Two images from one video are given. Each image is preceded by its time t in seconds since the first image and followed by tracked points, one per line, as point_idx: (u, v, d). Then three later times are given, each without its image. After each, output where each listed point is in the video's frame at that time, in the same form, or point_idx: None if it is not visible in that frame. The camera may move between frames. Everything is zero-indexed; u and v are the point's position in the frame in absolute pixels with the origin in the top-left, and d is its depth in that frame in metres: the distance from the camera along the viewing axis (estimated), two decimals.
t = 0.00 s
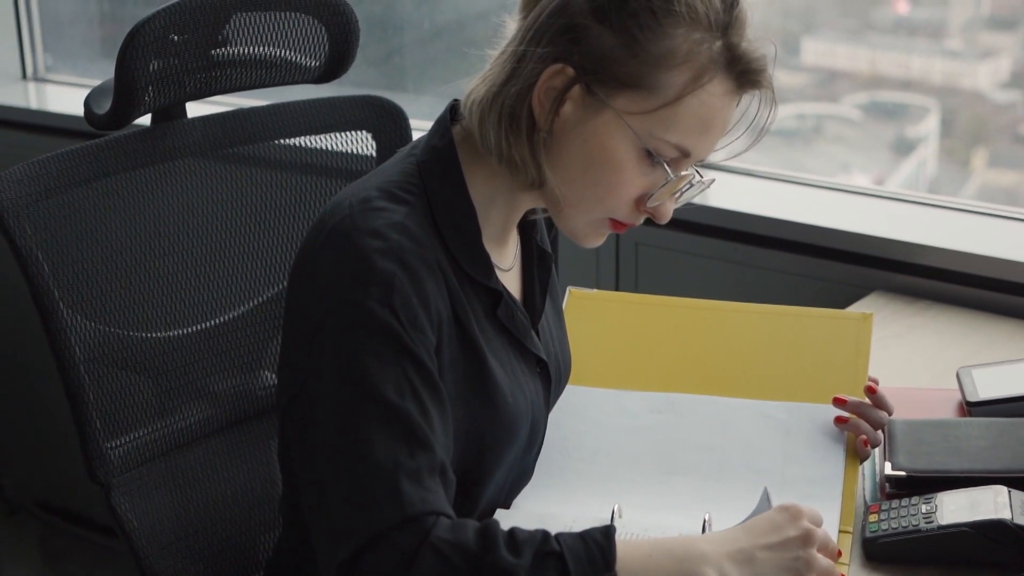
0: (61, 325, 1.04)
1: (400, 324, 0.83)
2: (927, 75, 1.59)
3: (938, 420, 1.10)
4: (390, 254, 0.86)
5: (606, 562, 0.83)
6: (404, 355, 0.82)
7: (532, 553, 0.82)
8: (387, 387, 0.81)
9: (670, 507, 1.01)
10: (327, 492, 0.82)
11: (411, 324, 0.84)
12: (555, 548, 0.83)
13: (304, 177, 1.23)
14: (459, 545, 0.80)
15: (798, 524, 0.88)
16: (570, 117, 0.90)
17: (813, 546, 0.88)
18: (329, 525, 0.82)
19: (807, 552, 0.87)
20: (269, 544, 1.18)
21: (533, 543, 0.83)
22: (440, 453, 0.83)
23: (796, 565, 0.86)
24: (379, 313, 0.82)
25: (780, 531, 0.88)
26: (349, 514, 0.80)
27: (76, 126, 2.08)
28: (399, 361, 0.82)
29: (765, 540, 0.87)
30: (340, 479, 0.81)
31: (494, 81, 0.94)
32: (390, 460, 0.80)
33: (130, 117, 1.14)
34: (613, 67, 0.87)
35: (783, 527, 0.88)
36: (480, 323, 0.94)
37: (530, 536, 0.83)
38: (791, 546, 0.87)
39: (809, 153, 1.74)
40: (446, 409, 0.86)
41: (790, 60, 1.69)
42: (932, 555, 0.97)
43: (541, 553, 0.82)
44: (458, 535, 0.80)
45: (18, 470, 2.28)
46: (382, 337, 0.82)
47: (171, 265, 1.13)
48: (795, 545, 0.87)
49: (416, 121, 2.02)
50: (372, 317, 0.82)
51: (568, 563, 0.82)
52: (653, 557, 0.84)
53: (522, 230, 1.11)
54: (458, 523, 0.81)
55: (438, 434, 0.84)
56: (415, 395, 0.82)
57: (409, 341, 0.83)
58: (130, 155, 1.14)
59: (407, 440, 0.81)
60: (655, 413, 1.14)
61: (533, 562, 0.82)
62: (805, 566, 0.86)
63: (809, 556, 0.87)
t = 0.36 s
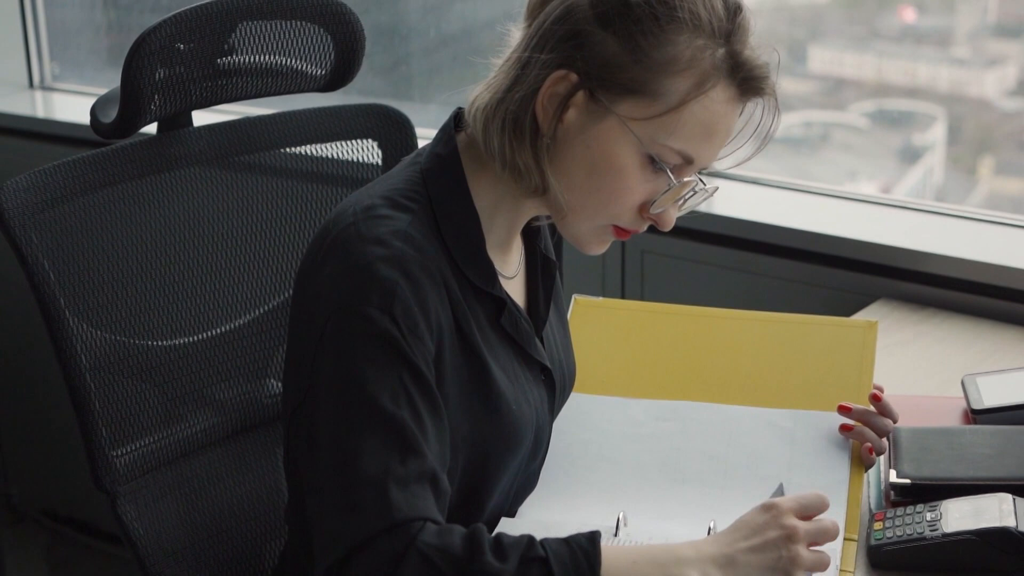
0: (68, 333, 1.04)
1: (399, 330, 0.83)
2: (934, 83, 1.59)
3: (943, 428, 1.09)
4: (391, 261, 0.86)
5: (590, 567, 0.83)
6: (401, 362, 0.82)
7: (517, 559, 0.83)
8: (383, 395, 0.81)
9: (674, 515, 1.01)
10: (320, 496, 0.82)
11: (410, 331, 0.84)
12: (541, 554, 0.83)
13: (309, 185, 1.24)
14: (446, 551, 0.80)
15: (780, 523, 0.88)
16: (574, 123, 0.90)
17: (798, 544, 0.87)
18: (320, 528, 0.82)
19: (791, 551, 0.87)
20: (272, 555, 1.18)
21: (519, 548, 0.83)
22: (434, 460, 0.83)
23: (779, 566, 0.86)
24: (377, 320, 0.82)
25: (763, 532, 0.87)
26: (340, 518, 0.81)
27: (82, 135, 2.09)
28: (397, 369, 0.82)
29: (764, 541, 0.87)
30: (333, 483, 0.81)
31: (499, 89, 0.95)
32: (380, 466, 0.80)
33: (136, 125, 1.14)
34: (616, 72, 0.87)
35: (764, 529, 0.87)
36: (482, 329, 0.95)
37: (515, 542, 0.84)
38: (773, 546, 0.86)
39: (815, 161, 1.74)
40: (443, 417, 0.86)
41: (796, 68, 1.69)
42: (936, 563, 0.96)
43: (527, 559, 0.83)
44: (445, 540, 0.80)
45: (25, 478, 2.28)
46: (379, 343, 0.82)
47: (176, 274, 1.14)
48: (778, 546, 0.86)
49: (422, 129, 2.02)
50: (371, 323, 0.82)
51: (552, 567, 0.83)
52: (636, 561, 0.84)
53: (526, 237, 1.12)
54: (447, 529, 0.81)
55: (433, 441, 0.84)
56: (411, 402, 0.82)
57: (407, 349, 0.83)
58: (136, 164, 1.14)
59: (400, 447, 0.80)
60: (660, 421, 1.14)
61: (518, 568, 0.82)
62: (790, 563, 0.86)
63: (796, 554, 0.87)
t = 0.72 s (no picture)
0: (59, 340, 1.04)
1: (381, 337, 0.83)
2: (928, 91, 1.59)
3: (934, 435, 1.10)
4: (378, 268, 0.87)
5: (557, 567, 0.82)
6: (383, 371, 0.82)
7: (481, 561, 0.82)
8: (360, 402, 0.81)
9: (666, 521, 1.01)
10: (299, 500, 0.83)
11: (393, 339, 0.84)
12: (507, 556, 0.82)
13: (301, 193, 1.24)
14: (414, 555, 0.79)
15: (761, 532, 0.88)
16: (564, 131, 0.90)
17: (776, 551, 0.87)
18: (298, 532, 0.83)
19: (772, 557, 0.86)
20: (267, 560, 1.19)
21: (484, 550, 0.83)
22: (412, 468, 0.83)
23: (757, 570, 0.86)
24: (359, 326, 0.83)
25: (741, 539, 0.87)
26: (314, 522, 0.81)
27: (75, 142, 2.09)
28: (378, 377, 0.82)
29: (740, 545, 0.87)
30: (310, 488, 0.82)
31: (492, 96, 0.95)
32: (352, 472, 0.80)
33: (129, 132, 1.14)
34: (605, 80, 0.87)
35: (744, 535, 0.88)
36: (473, 336, 0.95)
37: (482, 545, 0.83)
38: (754, 552, 0.86)
39: (809, 169, 1.75)
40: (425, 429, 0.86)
41: (791, 75, 1.70)
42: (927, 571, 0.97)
43: (492, 560, 0.82)
44: (412, 544, 0.80)
45: (17, 486, 2.28)
46: (360, 350, 0.82)
47: (170, 282, 1.14)
48: (757, 552, 0.87)
49: (416, 136, 2.02)
50: (354, 330, 0.83)
51: (517, 568, 0.82)
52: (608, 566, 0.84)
53: (518, 245, 1.12)
54: (417, 533, 0.81)
55: (411, 449, 0.84)
56: (390, 409, 0.82)
57: (389, 356, 0.83)
58: (130, 172, 1.14)
59: (373, 452, 0.81)
60: (652, 428, 1.15)
61: (483, 570, 0.82)
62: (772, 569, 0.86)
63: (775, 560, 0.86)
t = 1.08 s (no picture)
0: (52, 341, 1.04)
1: (359, 340, 0.83)
2: (922, 93, 1.59)
3: (927, 436, 1.10)
4: (368, 271, 0.87)
5: (472, 560, 0.84)
6: (350, 371, 0.82)
7: (400, 553, 0.82)
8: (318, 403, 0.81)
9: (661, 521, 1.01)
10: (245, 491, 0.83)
11: (372, 346, 0.84)
12: (421, 550, 0.83)
13: (294, 195, 1.24)
14: (336, 548, 0.78)
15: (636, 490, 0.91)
16: (562, 133, 0.90)
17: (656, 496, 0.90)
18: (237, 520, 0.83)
19: (652, 502, 0.89)
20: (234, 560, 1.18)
21: (401, 544, 0.83)
22: (361, 474, 0.82)
23: (648, 519, 0.88)
24: (338, 327, 0.82)
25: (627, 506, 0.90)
26: (252, 512, 0.81)
27: (70, 144, 2.08)
28: (345, 378, 0.82)
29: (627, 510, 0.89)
30: (254, 479, 0.82)
31: (493, 97, 0.95)
32: (293, 467, 0.80)
33: (124, 133, 1.14)
34: (604, 83, 0.87)
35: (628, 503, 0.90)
36: (469, 338, 0.95)
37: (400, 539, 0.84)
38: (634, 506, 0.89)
39: (803, 171, 1.75)
40: (387, 442, 0.85)
41: (785, 77, 1.70)
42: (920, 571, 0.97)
43: (408, 553, 0.83)
44: (337, 536, 0.79)
45: (12, 489, 2.27)
46: (336, 351, 0.82)
47: (164, 283, 1.14)
48: (640, 508, 0.89)
49: (411, 138, 2.02)
50: (331, 329, 0.82)
51: (433, 563, 0.83)
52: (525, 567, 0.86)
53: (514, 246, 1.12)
54: (344, 527, 0.80)
55: (363, 456, 0.83)
56: (350, 412, 0.82)
57: (361, 360, 0.82)
58: (124, 172, 1.14)
59: (318, 449, 0.81)
60: (647, 429, 1.15)
61: (401, 562, 0.82)
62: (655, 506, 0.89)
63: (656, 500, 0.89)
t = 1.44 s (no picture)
0: (43, 341, 1.04)
1: (343, 345, 0.83)
2: (912, 94, 1.60)
3: (918, 435, 1.10)
4: (356, 274, 0.87)
5: None
6: (332, 377, 0.82)
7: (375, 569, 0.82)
8: (298, 408, 0.81)
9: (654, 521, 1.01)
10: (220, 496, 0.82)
11: (357, 350, 0.84)
12: (395, 564, 0.84)
13: (286, 196, 1.24)
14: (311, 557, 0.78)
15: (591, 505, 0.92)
16: (550, 134, 0.90)
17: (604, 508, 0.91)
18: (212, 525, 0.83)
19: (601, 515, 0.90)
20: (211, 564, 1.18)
21: (377, 559, 0.83)
22: (338, 481, 0.82)
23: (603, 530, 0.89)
24: (323, 332, 0.82)
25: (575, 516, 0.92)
26: (226, 518, 0.81)
27: (60, 144, 2.08)
28: (326, 383, 0.82)
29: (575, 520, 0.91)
30: (232, 485, 0.81)
31: (483, 98, 0.96)
32: (271, 473, 0.80)
33: (115, 133, 1.14)
34: (594, 85, 0.88)
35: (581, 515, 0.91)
36: (460, 340, 0.95)
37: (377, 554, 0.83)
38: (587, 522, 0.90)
39: (793, 171, 1.75)
40: (365, 452, 0.85)
41: (776, 78, 1.70)
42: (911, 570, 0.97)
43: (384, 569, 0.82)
44: (312, 547, 0.78)
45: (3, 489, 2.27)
46: (320, 356, 0.82)
47: (156, 283, 1.14)
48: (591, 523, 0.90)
49: (401, 138, 2.02)
50: (315, 333, 0.82)
51: None
52: None
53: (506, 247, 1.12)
54: (320, 538, 0.80)
55: (341, 463, 0.83)
56: (330, 418, 0.82)
57: (343, 365, 0.82)
58: (117, 172, 1.14)
59: (297, 456, 0.80)
60: (639, 428, 1.15)
61: None
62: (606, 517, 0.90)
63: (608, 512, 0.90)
